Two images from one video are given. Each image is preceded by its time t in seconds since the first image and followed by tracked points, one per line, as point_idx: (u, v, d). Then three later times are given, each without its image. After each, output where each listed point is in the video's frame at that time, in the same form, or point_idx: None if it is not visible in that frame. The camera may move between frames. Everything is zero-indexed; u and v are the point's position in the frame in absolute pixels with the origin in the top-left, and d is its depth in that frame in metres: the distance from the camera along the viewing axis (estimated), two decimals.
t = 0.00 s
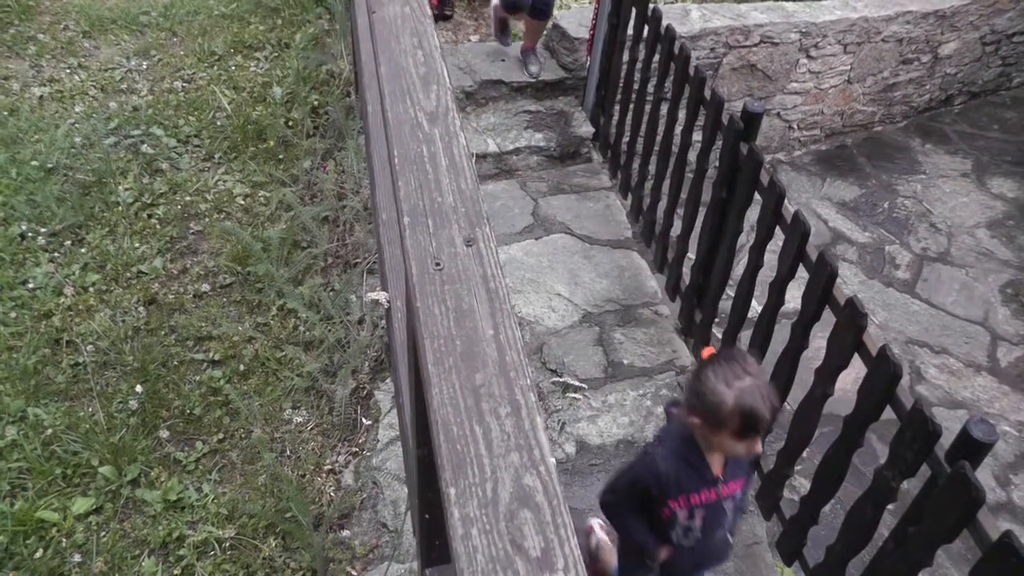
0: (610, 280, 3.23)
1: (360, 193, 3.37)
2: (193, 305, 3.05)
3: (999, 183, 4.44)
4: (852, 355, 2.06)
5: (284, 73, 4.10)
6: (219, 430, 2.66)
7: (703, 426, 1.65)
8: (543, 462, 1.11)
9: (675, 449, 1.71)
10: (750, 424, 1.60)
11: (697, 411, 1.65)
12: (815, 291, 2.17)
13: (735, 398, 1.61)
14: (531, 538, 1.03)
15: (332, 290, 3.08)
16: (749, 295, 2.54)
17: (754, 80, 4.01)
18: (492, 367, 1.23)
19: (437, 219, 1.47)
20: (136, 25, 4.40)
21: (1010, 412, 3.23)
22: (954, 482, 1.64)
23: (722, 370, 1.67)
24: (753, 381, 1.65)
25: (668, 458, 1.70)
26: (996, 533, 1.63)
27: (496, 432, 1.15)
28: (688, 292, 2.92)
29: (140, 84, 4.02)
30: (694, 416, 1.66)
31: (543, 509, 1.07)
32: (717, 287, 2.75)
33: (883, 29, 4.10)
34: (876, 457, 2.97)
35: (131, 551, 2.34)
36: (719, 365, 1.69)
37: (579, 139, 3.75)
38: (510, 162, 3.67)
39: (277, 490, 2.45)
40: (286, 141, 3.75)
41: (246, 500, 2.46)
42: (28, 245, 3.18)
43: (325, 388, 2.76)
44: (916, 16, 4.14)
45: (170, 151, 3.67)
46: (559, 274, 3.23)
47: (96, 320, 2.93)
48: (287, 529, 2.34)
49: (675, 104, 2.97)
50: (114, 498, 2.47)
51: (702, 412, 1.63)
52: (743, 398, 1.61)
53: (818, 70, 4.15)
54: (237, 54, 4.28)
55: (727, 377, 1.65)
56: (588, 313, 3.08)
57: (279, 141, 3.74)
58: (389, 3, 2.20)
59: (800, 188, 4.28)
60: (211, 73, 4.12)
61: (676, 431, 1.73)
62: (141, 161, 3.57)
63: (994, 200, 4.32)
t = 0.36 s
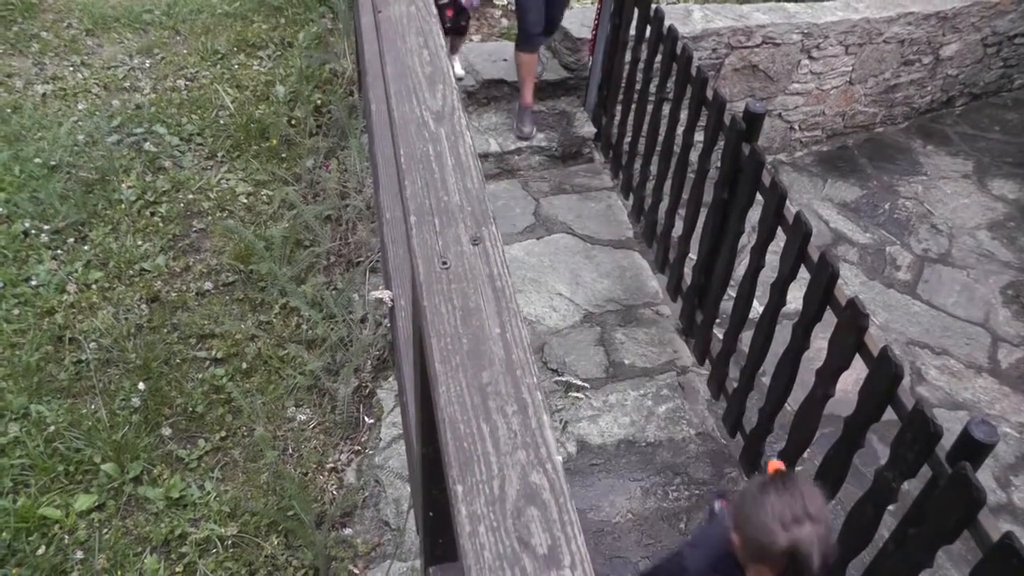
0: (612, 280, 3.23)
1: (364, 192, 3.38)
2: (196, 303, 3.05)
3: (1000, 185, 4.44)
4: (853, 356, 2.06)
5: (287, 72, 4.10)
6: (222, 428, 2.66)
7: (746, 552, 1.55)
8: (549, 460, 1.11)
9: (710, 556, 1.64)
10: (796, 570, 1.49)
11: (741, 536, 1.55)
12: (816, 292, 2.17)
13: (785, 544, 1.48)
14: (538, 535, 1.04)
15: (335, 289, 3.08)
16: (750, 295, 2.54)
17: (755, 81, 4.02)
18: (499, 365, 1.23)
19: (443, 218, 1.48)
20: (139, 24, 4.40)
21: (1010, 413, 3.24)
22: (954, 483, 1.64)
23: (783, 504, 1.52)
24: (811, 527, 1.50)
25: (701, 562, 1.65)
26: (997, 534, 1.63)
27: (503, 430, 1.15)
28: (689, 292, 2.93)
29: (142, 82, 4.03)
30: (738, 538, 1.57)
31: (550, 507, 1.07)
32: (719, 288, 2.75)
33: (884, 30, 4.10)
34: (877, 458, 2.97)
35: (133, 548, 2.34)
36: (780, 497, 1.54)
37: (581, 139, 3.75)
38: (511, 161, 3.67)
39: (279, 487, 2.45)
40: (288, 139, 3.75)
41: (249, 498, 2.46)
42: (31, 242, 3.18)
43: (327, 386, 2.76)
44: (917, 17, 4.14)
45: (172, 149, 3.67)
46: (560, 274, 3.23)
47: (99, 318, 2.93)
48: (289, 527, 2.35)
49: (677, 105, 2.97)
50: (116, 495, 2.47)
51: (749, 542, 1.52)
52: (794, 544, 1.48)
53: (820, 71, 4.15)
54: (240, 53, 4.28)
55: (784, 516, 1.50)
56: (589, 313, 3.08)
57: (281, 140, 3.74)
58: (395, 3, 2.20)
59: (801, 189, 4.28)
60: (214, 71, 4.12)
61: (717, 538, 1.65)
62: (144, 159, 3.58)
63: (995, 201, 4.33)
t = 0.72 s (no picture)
0: (613, 280, 3.23)
1: (366, 191, 3.38)
2: (198, 301, 3.05)
3: (1001, 187, 4.44)
4: (854, 358, 2.06)
5: (290, 70, 4.11)
6: (223, 427, 2.67)
7: None
8: (554, 460, 1.11)
9: None
10: None
11: None
12: (818, 294, 2.18)
13: None
14: (542, 535, 1.04)
15: (337, 288, 3.09)
16: (751, 296, 2.54)
17: (757, 82, 4.02)
18: (504, 366, 1.23)
19: (447, 218, 1.48)
20: (142, 22, 4.41)
21: (1011, 415, 3.24)
22: (955, 485, 1.64)
23: None
24: None
25: None
26: (997, 536, 1.64)
27: (507, 430, 1.15)
28: (690, 292, 2.93)
29: (145, 80, 4.03)
30: None
31: (553, 507, 1.07)
32: (719, 288, 2.75)
33: (886, 31, 4.10)
34: (877, 460, 2.97)
35: (134, 546, 2.34)
36: None
37: (582, 139, 3.75)
38: (513, 161, 3.67)
39: (280, 486, 2.45)
40: (291, 138, 3.76)
41: (250, 497, 2.46)
42: (33, 240, 3.18)
43: (329, 385, 2.76)
44: (919, 19, 4.14)
45: (175, 147, 3.67)
46: (561, 274, 3.23)
47: (100, 315, 2.93)
48: (290, 525, 2.35)
49: (679, 105, 2.97)
50: (117, 493, 2.48)
51: None
52: None
53: (821, 72, 4.15)
54: (242, 52, 4.28)
55: None
56: (590, 313, 3.09)
57: (284, 138, 3.75)
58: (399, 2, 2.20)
59: (802, 190, 4.28)
60: (216, 69, 4.13)
61: None
62: (146, 157, 3.58)
63: (996, 203, 4.33)
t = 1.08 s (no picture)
0: (613, 281, 3.23)
1: (366, 190, 3.38)
2: (198, 300, 3.05)
3: (1002, 188, 4.44)
4: (854, 359, 2.06)
5: (290, 70, 4.11)
6: (223, 426, 2.66)
7: None
8: (553, 460, 1.11)
9: None
10: None
11: None
12: (818, 295, 2.17)
13: None
14: (541, 536, 1.04)
15: (337, 287, 3.09)
16: (751, 297, 2.54)
17: (758, 82, 4.02)
18: (503, 366, 1.23)
19: (447, 218, 1.48)
20: (142, 21, 4.40)
21: (1011, 416, 3.24)
22: (955, 486, 1.64)
23: None
24: None
25: None
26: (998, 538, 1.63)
27: (507, 430, 1.15)
28: (691, 293, 2.92)
29: (145, 79, 4.03)
30: None
31: (553, 508, 1.07)
32: (719, 288, 2.74)
33: (887, 32, 4.10)
34: (877, 461, 2.97)
35: (133, 545, 2.34)
36: None
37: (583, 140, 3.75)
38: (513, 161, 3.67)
39: (279, 486, 2.44)
40: (291, 138, 3.76)
41: (249, 496, 2.45)
42: (33, 239, 3.19)
43: (328, 384, 2.76)
44: (920, 20, 4.14)
45: (175, 146, 3.67)
46: (561, 274, 3.23)
47: (100, 314, 2.93)
48: (289, 525, 2.35)
49: (679, 106, 2.97)
50: (116, 492, 2.48)
51: None
52: None
53: (822, 73, 4.14)
54: (243, 51, 4.28)
55: None
56: (590, 313, 3.08)
57: (284, 138, 3.74)
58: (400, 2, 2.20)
59: (802, 190, 4.28)
60: (217, 68, 4.13)
61: None
62: (146, 156, 3.58)
63: (996, 205, 4.32)
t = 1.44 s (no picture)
0: (613, 280, 3.22)
1: (367, 190, 3.38)
2: (198, 300, 3.04)
3: (1003, 188, 4.43)
4: (855, 359, 2.05)
5: (291, 69, 4.11)
6: (223, 426, 2.66)
7: None
8: (554, 460, 1.11)
9: None
10: None
11: None
12: (819, 295, 2.17)
13: None
14: (542, 536, 1.04)
15: (338, 287, 3.09)
16: (752, 296, 2.54)
17: (759, 82, 4.01)
18: (503, 365, 1.23)
19: (447, 216, 1.47)
20: (143, 21, 4.40)
21: (1012, 416, 3.23)
22: (956, 486, 1.63)
23: None
24: None
25: None
26: (999, 538, 1.63)
27: (508, 429, 1.15)
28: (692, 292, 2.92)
29: (145, 79, 4.02)
30: None
31: (554, 508, 1.06)
32: (720, 288, 2.74)
33: (888, 32, 4.10)
34: (878, 461, 2.97)
35: (133, 545, 2.34)
36: None
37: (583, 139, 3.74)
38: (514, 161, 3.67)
39: (280, 486, 2.44)
40: (291, 137, 3.75)
41: (249, 496, 2.45)
42: (33, 238, 3.18)
43: (329, 384, 2.75)
44: (921, 19, 4.14)
45: (175, 146, 3.67)
46: (562, 274, 3.23)
47: (100, 314, 2.93)
48: (289, 525, 2.35)
49: (680, 106, 2.96)
50: (117, 492, 2.48)
51: None
52: None
53: (823, 72, 4.14)
54: (243, 51, 4.27)
55: None
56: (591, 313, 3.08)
57: (284, 137, 3.74)
58: (400, 1, 2.20)
59: (803, 190, 4.28)
60: (217, 68, 4.12)
61: None
62: (146, 156, 3.58)
63: (997, 204, 4.32)
